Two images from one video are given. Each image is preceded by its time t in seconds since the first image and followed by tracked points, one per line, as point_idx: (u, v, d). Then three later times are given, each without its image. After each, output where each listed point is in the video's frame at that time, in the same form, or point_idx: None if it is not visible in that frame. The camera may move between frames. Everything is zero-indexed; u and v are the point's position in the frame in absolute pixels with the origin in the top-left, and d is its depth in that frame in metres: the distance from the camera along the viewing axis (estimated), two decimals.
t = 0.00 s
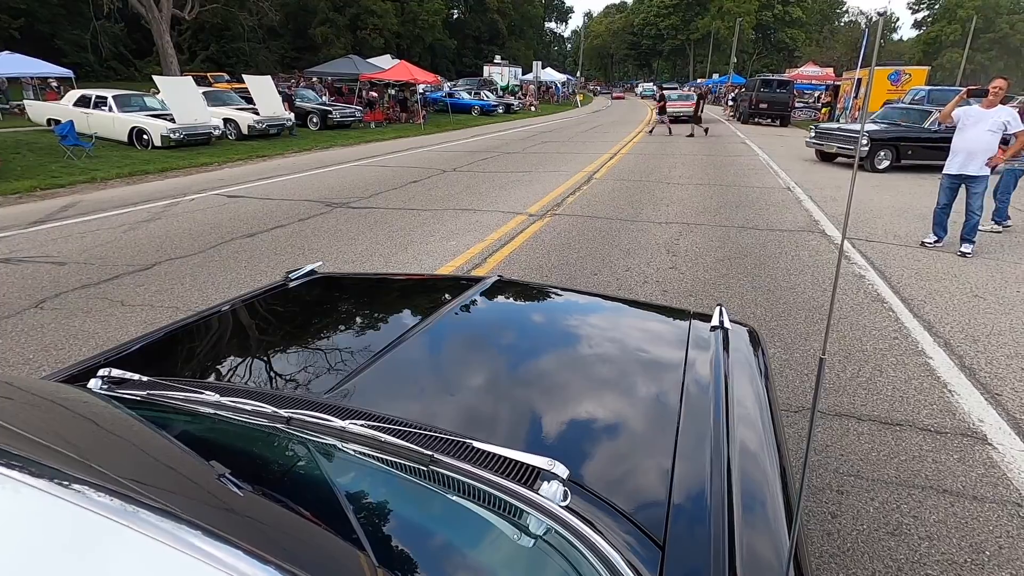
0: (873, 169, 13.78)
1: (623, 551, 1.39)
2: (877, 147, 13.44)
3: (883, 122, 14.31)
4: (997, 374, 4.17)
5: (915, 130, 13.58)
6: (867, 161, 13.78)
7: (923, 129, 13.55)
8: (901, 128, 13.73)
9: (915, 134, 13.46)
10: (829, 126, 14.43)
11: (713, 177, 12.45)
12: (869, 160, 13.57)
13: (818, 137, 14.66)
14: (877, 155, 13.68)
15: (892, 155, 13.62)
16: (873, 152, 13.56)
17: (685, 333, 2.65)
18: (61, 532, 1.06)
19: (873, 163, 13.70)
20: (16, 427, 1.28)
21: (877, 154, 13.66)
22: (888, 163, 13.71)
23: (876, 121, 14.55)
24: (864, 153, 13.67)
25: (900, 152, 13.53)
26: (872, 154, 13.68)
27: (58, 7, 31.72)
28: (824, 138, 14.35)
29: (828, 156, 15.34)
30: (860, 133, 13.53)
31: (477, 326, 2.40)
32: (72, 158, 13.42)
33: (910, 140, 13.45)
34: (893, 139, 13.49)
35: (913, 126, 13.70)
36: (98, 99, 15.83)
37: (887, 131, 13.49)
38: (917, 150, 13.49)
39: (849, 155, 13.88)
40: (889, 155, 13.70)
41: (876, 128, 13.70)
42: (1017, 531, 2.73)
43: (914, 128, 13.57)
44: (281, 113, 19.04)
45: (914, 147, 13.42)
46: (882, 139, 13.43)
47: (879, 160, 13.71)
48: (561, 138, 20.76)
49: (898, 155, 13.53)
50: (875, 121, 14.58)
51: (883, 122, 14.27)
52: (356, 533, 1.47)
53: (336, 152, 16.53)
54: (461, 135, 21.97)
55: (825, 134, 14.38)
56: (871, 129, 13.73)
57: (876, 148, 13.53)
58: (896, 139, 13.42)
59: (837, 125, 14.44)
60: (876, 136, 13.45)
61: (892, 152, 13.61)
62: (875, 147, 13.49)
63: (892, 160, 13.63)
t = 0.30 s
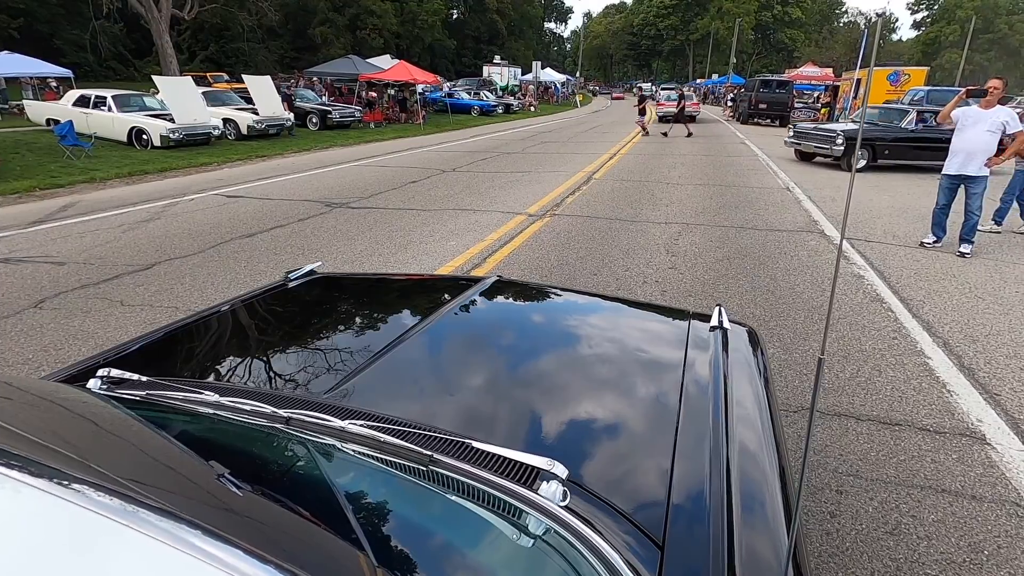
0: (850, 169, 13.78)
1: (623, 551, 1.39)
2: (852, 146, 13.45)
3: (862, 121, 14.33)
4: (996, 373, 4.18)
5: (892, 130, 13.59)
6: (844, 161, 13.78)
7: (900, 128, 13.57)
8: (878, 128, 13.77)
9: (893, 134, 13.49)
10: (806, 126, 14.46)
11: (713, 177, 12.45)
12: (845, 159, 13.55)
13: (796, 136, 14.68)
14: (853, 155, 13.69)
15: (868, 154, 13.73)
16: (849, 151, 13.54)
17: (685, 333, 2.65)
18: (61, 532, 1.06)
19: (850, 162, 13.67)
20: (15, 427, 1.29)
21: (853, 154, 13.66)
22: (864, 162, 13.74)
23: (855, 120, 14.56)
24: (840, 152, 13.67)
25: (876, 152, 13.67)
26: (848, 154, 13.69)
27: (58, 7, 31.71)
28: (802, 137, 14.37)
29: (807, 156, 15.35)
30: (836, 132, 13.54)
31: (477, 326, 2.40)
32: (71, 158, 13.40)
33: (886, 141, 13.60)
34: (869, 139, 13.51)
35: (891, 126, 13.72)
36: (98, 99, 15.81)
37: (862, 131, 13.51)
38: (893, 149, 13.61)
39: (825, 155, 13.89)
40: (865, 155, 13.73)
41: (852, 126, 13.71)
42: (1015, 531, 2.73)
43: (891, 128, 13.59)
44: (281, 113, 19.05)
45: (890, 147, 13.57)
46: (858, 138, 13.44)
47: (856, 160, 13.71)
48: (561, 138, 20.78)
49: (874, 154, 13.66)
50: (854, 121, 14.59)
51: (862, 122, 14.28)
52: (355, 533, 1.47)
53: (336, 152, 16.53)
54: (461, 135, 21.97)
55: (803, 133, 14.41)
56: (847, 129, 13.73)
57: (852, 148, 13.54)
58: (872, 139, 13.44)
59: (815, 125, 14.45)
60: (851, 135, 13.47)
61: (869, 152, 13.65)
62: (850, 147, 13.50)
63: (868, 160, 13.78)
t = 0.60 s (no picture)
0: (828, 169, 13.69)
1: (622, 551, 1.39)
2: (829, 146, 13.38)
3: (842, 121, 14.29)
4: (995, 374, 4.17)
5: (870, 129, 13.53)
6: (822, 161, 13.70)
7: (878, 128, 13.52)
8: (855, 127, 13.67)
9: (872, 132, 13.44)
10: (786, 125, 14.45)
11: (713, 178, 12.46)
12: (822, 159, 13.48)
13: (776, 135, 14.67)
14: (830, 155, 13.62)
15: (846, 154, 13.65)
16: (827, 151, 13.46)
17: (685, 333, 2.65)
18: (58, 532, 1.06)
19: (827, 162, 13.58)
20: (12, 427, 1.28)
21: (831, 153, 13.58)
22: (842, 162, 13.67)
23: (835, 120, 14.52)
24: (817, 152, 13.63)
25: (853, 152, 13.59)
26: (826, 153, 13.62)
27: (57, 7, 31.66)
28: (782, 137, 14.35)
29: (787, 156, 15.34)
30: (814, 131, 13.49)
31: (476, 326, 2.40)
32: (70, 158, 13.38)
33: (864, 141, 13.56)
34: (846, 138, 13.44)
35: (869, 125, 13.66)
36: (97, 99, 15.80)
37: (839, 130, 13.47)
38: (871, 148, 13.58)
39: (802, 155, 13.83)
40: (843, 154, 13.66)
41: (831, 125, 13.67)
42: (1014, 531, 2.73)
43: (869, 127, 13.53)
44: (280, 113, 19.05)
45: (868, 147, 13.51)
46: (835, 138, 13.39)
47: (834, 160, 13.66)
48: (561, 138, 20.79)
49: (851, 154, 13.58)
50: (834, 121, 14.55)
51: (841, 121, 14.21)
52: (354, 532, 1.47)
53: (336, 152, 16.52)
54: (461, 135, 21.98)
55: (783, 133, 14.40)
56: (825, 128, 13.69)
57: (829, 147, 13.47)
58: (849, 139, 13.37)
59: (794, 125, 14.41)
60: (829, 135, 13.43)
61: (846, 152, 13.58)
62: (827, 146, 13.43)
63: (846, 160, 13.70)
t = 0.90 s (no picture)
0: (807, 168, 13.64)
1: (622, 551, 1.39)
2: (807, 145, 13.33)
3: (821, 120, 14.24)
4: (994, 373, 4.18)
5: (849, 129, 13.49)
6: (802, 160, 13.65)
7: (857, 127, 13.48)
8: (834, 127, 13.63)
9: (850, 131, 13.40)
10: (767, 124, 14.38)
11: (712, 178, 12.46)
12: (802, 159, 13.45)
13: (757, 135, 14.64)
14: (810, 154, 13.58)
15: (825, 154, 13.62)
16: (806, 150, 13.42)
17: (683, 333, 2.65)
18: (58, 532, 1.06)
19: (807, 161, 13.54)
20: (10, 427, 1.28)
21: (811, 153, 13.56)
22: (821, 162, 13.64)
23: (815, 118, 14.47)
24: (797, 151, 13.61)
25: (834, 151, 13.58)
26: (806, 153, 13.59)
27: (56, 7, 31.63)
28: (762, 136, 14.32)
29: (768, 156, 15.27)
30: (793, 131, 13.44)
31: (476, 326, 2.40)
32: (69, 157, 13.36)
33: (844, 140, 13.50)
34: (825, 138, 13.41)
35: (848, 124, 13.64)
36: (95, 99, 15.79)
37: (819, 129, 13.42)
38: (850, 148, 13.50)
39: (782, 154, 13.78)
40: (822, 154, 13.64)
41: (810, 125, 13.63)
42: (1013, 531, 2.73)
43: (848, 126, 13.49)
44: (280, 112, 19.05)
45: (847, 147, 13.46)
46: (814, 138, 13.35)
47: (814, 159, 13.65)
48: (561, 138, 20.79)
49: (832, 154, 13.57)
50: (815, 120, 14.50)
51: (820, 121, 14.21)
52: (353, 533, 1.47)
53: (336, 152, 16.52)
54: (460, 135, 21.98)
55: (763, 133, 14.39)
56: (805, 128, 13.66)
57: (808, 146, 13.43)
58: (828, 138, 13.35)
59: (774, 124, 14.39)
60: (808, 134, 13.38)
61: (826, 151, 13.55)
62: (806, 146, 13.40)
63: (825, 160, 13.66)
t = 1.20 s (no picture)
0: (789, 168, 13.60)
1: (621, 551, 1.39)
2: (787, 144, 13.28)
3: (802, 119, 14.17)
4: (993, 374, 4.18)
5: (829, 128, 13.43)
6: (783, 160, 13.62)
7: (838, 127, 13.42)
8: (814, 126, 13.55)
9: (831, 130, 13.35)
10: (748, 125, 14.26)
11: (712, 178, 12.46)
12: (783, 159, 13.43)
13: (737, 135, 14.55)
14: (790, 154, 13.55)
15: (806, 153, 13.58)
16: (786, 150, 13.38)
17: (683, 333, 2.65)
18: (56, 533, 1.05)
19: (788, 161, 13.50)
20: (8, 428, 1.28)
21: (791, 153, 13.53)
22: (803, 161, 13.60)
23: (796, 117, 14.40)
24: (778, 151, 13.55)
25: (814, 151, 13.52)
26: (786, 153, 13.55)
27: (55, 7, 31.59)
28: (743, 137, 14.23)
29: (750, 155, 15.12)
30: (772, 131, 13.38)
31: (476, 326, 2.40)
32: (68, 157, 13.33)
33: (825, 139, 13.45)
34: (806, 138, 13.37)
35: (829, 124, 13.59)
36: (94, 99, 15.77)
37: (800, 129, 13.36)
38: (831, 148, 13.45)
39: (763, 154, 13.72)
40: (803, 154, 13.60)
41: (791, 125, 13.57)
42: (1013, 531, 2.73)
43: (829, 126, 13.44)
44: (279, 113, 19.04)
45: (827, 146, 13.42)
46: (795, 137, 13.29)
47: (795, 159, 13.60)
48: (560, 138, 20.78)
49: (813, 153, 13.51)
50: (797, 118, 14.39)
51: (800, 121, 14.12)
52: (352, 533, 1.46)
53: (335, 152, 16.51)
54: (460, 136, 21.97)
55: (743, 133, 14.31)
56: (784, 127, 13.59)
57: (788, 146, 13.40)
58: (809, 138, 13.31)
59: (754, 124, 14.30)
60: (788, 134, 13.30)
61: (807, 151, 13.51)
62: (786, 145, 13.35)
63: (806, 159, 13.63)
